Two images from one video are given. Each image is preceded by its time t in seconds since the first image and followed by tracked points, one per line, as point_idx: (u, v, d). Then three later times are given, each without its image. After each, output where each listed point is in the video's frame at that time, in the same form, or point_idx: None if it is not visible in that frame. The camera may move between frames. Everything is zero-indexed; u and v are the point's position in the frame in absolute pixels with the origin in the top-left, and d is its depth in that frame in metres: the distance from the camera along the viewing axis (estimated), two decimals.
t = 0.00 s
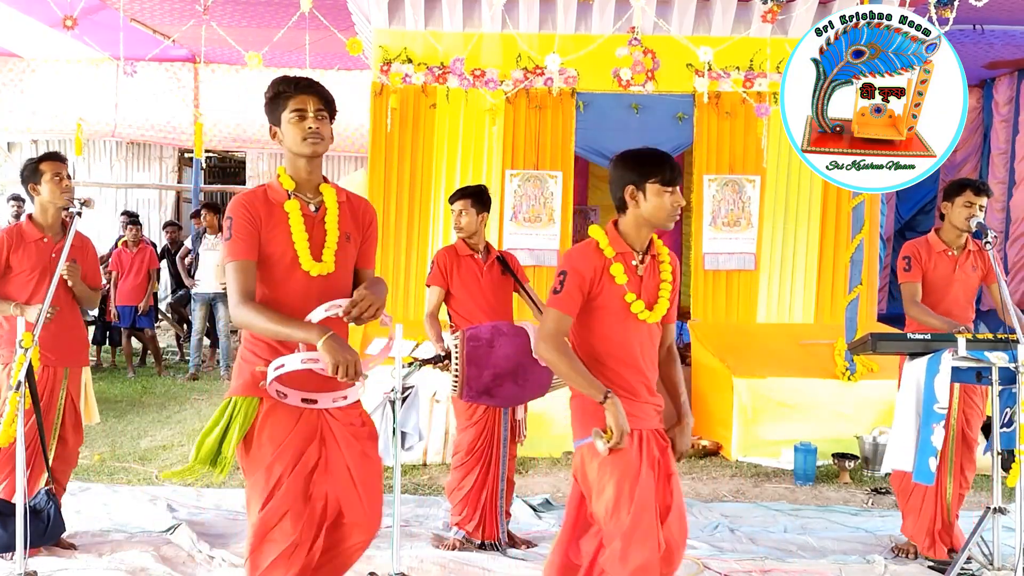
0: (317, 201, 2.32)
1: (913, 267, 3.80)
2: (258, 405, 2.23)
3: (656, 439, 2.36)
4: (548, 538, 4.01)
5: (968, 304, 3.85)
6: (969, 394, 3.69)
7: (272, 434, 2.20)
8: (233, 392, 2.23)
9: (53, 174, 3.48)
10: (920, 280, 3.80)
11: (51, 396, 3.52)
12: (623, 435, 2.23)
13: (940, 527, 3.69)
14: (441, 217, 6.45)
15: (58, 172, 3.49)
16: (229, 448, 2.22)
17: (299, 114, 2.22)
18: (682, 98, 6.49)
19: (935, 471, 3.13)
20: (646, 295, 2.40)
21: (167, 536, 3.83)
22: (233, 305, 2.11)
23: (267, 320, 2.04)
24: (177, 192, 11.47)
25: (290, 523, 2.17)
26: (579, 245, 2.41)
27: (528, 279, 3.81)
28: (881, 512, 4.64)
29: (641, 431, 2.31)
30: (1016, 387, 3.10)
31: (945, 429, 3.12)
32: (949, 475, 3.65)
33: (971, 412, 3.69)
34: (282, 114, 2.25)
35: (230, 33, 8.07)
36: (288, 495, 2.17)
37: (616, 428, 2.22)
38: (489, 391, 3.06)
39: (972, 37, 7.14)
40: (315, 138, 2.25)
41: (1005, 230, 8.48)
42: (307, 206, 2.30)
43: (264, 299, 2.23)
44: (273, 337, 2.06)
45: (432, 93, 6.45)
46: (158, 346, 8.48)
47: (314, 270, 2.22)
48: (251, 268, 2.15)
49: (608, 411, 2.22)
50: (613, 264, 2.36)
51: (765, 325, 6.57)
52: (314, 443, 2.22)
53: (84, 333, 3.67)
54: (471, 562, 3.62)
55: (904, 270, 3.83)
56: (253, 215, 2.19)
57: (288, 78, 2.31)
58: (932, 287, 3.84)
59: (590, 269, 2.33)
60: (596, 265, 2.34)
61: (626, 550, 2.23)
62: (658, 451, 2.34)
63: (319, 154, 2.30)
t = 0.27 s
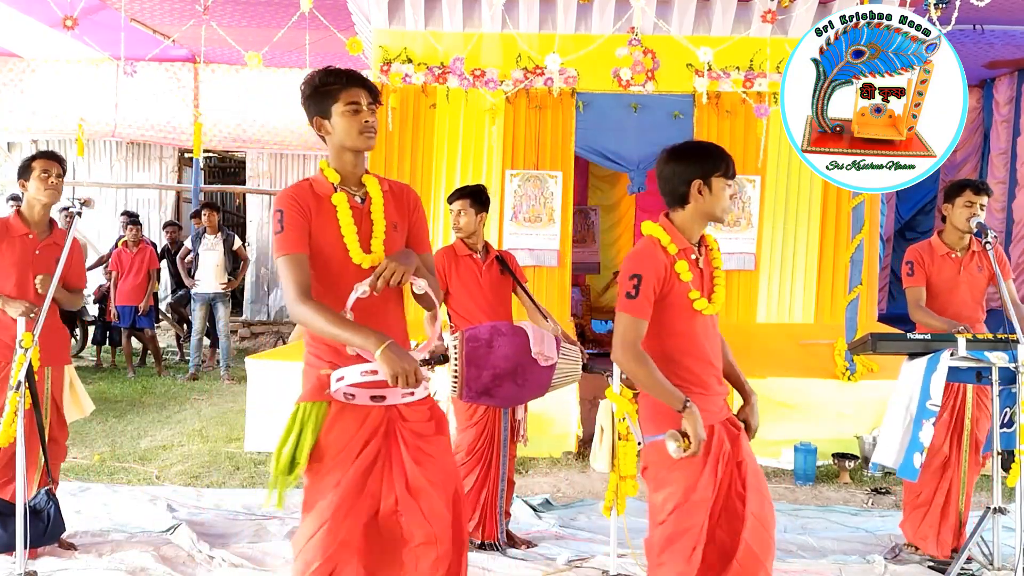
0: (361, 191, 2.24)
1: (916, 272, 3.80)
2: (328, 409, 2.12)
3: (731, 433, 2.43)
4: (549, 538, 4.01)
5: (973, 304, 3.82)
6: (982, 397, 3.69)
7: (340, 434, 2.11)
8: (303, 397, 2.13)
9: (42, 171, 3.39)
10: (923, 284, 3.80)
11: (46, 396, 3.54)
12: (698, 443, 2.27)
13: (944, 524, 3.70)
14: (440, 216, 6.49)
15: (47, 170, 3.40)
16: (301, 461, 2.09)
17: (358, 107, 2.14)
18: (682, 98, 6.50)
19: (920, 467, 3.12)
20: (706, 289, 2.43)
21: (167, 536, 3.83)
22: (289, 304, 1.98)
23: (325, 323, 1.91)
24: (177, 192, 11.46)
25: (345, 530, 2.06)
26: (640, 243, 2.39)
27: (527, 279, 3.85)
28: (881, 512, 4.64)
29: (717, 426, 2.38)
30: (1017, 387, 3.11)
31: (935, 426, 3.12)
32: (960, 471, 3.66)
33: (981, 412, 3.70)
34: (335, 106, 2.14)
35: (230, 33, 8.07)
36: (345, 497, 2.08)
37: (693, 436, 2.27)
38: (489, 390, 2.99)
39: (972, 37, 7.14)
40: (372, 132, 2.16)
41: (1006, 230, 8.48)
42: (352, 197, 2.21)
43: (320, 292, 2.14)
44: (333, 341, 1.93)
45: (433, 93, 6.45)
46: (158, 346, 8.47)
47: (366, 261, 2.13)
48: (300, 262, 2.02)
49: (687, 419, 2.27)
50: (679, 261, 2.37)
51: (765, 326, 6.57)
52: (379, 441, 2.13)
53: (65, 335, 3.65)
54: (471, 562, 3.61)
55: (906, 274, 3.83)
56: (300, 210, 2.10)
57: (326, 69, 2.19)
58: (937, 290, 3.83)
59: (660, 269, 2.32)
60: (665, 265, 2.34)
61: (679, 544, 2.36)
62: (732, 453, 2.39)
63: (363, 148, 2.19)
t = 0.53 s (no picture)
0: (392, 198, 2.31)
1: (917, 273, 3.81)
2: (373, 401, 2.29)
3: (769, 423, 2.54)
4: (549, 538, 4.01)
5: (974, 304, 3.82)
6: (986, 396, 3.69)
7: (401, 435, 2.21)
8: (353, 391, 2.31)
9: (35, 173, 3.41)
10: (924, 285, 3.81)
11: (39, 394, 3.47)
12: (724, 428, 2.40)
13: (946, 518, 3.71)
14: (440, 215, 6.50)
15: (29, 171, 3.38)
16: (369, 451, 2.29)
17: (403, 121, 2.23)
18: (682, 98, 6.50)
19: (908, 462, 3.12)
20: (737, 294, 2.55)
21: (167, 536, 3.83)
22: (321, 314, 2.13)
23: (354, 325, 2.05)
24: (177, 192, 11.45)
25: (429, 525, 2.14)
26: (665, 256, 2.56)
27: (527, 279, 3.83)
28: (881, 512, 4.65)
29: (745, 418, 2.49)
30: (1016, 387, 3.10)
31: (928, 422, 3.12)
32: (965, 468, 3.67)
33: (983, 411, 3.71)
34: (380, 119, 2.21)
35: (230, 32, 8.07)
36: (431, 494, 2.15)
37: (717, 423, 2.39)
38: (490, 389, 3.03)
39: (972, 37, 7.14)
40: (413, 145, 2.27)
41: (1006, 230, 8.48)
42: (382, 206, 2.29)
43: (354, 304, 2.26)
44: (364, 340, 2.06)
45: (433, 93, 6.45)
46: (158, 346, 8.47)
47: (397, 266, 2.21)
48: (336, 276, 2.17)
49: (707, 409, 2.40)
50: (703, 271, 2.51)
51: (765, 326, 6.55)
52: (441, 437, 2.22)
53: (44, 341, 3.59)
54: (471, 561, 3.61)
55: (907, 276, 3.84)
56: (330, 226, 2.22)
57: (364, 79, 2.25)
58: (938, 290, 3.84)
59: (679, 280, 2.48)
60: (686, 275, 2.50)
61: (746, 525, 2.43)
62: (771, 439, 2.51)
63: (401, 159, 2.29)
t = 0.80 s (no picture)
0: (396, 205, 2.24)
1: (915, 271, 3.82)
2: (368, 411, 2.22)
3: (761, 432, 2.50)
4: (549, 538, 4.01)
5: (974, 304, 3.81)
6: (987, 397, 3.71)
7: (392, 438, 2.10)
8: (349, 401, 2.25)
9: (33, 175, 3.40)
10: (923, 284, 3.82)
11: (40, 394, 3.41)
12: (708, 449, 2.42)
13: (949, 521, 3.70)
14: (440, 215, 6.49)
15: (40, 178, 3.40)
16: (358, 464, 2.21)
17: (413, 128, 2.16)
18: (682, 98, 6.50)
19: (921, 468, 3.13)
20: (719, 306, 2.54)
21: (167, 536, 3.83)
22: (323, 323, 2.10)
23: (348, 335, 2.03)
24: (177, 192, 11.45)
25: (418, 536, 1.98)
26: (662, 262, 2.59)
27: (528, 278, 3.83)
28: (881, 512, 4.64)
29: (733, 431, 2.48)
30: (1016, 387, 3.10)
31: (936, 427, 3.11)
32: (968, 469, 3.67)
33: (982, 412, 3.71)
34: (390, 126, 2.15)
35: (230, 33, 8.06)
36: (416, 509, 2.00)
37: (700, 442, 2.42)
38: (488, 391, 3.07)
39: (972, 37, 7.13)
40: (422, 153, 2.19)
41: (1006, 230, 8.48)
42: (385, 213, 2.22)
43: (357, 315, 2.23)
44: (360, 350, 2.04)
45: (433, 93, 6.45)
46: (158, 347, 8.47)
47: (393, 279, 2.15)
48: (338, 285, 2.14)
49: (695, 424, 2.43)
50: (697, 278, 2.53)
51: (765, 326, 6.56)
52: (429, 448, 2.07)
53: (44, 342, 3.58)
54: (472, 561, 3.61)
55: (906, 274, 3.85)
56: (331, 234, 2.17)
57: (376, 84, 2.17)
58: (937, 289, 3.84)
59: (672, 287, 2.52)
60: (679, 283, 2.53)
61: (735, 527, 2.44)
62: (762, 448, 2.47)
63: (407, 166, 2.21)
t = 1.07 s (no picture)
0: (373, 194, 2.19)
1: (914, 269, 3.82)
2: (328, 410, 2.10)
3: (718, 433, 2.46)
4: (548, 538, 4.01)
5: (974, 304, 3.80)
6: (983, 396, 3.68)
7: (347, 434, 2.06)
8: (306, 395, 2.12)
9: (39, 173, 3.43)
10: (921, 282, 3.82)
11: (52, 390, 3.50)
12: (667, 442, 2.33)
13: (948, 522, 3.73)
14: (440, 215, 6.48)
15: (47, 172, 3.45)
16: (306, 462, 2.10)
17: (392, 119, 2.11)
18: (682, 98, 6.49)
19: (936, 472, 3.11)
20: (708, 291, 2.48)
21: (168, 536, 3.83)
22: (288, 308, 2.02)
23: (317, 322, 1.94)
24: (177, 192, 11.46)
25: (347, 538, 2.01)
26: (639, 243, 2.53)
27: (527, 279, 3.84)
28: (881, 512, 4.64)
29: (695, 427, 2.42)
30: (1016, 387, 3.10)
31: (946, 429, 3.11)
32: (963, 470, 3.67)
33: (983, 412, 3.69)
34: (369, 114, 2.09)
35: (230, 32, 8.07)
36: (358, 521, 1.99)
37: (662, 436, 2.32)
38: (489, 389, 3.04)
39: (972, 37, 7.13)
40: (400, 142, 2.14)
41: (1006, 230, 8.48)
42: (362, 201, 2.17)
43: (324, 301, 2.13)
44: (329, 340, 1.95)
45: (432, 93, 6.44)
46: (158, 346, 8.47)
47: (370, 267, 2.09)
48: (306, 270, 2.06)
49: (657, 417, 2.33)
50: (676, 260, 2.47)
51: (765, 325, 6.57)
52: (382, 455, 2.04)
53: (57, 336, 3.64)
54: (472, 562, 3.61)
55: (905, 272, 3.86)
56: (306, 217, 2.10)
57: (357, 72, 2.11)
58: (935, 288, 3.84)
59: (649, 268, 2.44)
60: (657, 264, 2.45)
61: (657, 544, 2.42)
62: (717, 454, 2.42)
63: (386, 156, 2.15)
